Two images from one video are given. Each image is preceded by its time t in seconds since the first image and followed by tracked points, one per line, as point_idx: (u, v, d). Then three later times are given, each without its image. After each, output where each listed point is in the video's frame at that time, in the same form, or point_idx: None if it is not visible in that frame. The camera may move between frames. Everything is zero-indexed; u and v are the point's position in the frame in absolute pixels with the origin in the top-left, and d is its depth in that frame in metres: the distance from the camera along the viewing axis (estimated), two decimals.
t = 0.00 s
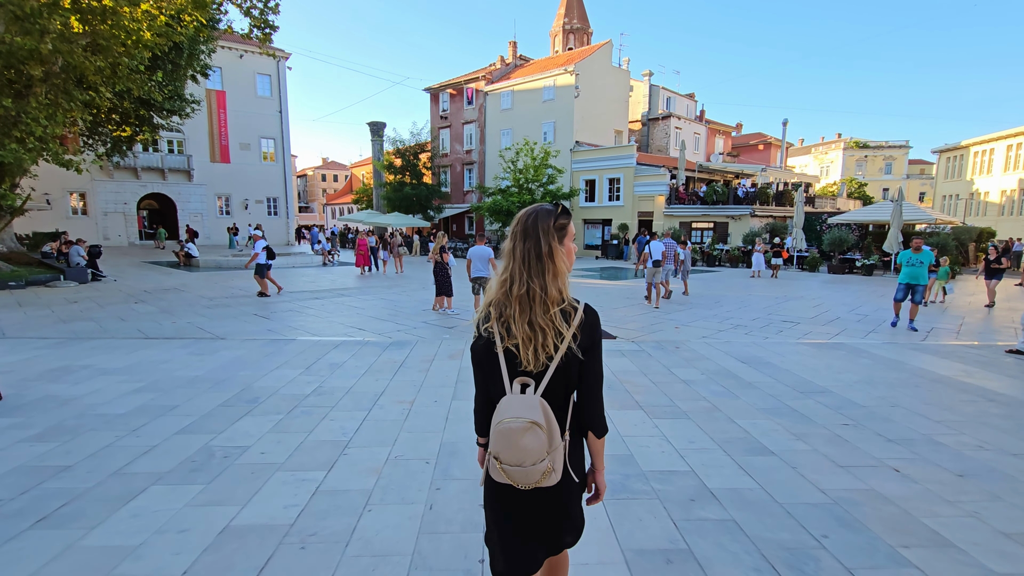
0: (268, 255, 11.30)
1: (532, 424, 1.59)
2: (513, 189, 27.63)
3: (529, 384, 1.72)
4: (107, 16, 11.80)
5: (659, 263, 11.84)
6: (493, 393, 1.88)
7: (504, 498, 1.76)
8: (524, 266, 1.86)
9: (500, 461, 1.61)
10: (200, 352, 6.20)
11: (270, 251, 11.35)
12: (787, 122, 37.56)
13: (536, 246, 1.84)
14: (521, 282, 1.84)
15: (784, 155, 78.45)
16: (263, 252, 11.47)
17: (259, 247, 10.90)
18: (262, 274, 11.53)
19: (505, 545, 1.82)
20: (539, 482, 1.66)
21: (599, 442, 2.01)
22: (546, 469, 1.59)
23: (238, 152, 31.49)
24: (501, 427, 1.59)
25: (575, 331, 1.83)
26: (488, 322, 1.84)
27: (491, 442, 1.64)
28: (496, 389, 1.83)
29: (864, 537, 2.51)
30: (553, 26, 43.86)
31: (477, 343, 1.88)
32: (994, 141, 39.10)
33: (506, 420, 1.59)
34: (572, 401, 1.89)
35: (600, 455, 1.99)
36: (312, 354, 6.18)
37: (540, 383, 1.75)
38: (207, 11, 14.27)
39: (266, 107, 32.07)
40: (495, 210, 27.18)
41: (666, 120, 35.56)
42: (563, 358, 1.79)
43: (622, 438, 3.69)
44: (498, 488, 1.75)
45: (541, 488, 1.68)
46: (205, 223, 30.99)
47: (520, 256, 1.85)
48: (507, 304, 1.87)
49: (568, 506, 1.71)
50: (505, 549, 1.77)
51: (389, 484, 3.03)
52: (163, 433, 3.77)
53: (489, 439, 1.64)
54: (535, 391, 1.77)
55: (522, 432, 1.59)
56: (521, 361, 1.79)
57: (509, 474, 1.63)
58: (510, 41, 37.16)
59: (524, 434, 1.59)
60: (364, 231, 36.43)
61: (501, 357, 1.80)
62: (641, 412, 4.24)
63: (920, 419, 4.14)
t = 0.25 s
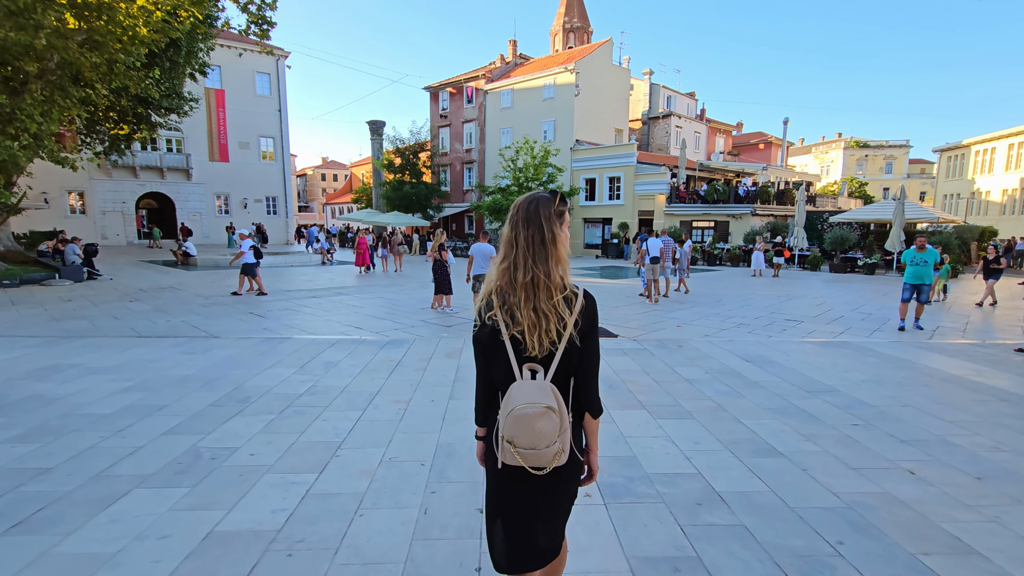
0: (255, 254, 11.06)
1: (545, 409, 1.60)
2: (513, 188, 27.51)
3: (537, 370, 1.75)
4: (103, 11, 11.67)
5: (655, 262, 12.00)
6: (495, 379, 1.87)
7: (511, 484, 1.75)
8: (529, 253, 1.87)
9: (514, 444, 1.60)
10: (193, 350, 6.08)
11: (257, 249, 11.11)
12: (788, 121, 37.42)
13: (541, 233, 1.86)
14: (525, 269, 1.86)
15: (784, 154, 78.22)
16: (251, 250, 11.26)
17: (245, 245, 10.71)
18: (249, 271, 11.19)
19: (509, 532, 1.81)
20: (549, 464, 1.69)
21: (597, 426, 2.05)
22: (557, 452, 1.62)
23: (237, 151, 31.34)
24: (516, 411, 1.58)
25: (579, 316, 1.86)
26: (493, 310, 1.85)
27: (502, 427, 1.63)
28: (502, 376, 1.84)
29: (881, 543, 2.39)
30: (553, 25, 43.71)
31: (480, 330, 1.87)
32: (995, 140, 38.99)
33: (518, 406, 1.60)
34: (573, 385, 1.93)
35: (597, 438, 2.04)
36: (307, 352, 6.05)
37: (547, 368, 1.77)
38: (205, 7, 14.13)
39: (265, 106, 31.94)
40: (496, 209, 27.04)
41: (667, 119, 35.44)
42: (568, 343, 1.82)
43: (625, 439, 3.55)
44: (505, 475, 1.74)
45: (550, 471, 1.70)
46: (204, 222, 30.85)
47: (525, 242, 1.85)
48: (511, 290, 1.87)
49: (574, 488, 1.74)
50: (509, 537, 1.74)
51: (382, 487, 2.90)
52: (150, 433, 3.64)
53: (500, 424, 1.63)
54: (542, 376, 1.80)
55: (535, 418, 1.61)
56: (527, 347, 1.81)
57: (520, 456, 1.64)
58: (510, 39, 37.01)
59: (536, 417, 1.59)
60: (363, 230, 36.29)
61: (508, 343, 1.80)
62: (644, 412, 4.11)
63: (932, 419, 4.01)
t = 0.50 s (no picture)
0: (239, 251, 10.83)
1: (549, 378, 1.67)
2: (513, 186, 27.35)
3: (539, 344, 1.83)
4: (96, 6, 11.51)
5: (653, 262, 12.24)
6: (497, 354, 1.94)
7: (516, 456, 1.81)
8: (532, 230, 1.95)
9: (521, 418, 1.67)
10: (184, 349, 5.93)
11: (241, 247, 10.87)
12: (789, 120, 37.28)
13: (544, 210, 1.94)
14: (526, 246, 1.93)
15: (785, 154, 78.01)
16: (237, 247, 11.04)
17: (228, 241, 10.51)
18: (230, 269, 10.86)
19: (509, 503, 1.87)
20: (554, 435, 1.75)
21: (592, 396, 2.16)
22: (560, 423, 1.68)
23: (236, 150, 31.16)
24: (520, 384, 1.65)
25: (577, 292, 1.97)
26: (494, 286, 1.91)
27: (507, 400, 1.69)
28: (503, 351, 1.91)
29: (903, 554, 2.24)
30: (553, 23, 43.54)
31: (483, 306, 1.92)
32: (997, 139, 38.85)
33: (524, 377, 1.66)
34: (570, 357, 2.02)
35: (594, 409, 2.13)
36: (301, 351, 5.91)
37: (549, 342, 1.86)
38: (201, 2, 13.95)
39: (264, 105, 31.78)
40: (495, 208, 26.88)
41: (667, 118, 35.29)
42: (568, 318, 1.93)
43: (629, 441, 3.40)
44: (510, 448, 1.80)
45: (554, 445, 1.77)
46: (203, 221, 30.68)
47: (529, 220, 1.94)
48: (513, 267, 1.94)
49: (576, 456, 1.82)
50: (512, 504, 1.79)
51: (372, 492, 2.75)
52: (133, 435, 3.49)
53: (506, 399, 1.69)
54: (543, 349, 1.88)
55: (540, 387, 1.67)
56: (529, 322, 1.89)
57: (528, 430, 1.70)
58: (511, 38, 36.83)
59: (544, 389, 1.66)
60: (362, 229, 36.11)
61: (511, 320, 1.87)
62: (649, 413, 3.96)
63: (946, 420, 3.87)
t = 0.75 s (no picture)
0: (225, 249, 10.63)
1: (550, 357, 1.71)
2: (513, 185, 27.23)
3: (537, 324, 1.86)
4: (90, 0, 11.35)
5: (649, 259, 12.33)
6: (496, 337, 1.96)
7: (515, 436, 1.85)
8: (529, 213, 1.99)
9: (521, 397, 1.71)
10: (176, 347, 5.79)
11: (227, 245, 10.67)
12: (790, 119, 37.15)
13: (538, 194, 1.99)
14: (524, 230, 1.97)
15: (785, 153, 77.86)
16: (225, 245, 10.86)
17: (213, 239, 10.34)
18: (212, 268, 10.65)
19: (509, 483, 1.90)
20: (554, 415, 1.78)
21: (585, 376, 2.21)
22: (561, 402, 1.72)
23: (235, 149, 30.99)
24: (521, 362, 1.69)
25: (572, 273, 2.02)
26: (492, 269, 1.93)
27: (508, 380, 1.73)
28: (502, 333, 1.93)
29: (929, 563, 2.10)
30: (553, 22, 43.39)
31: (481, 289, 1.94)
32: (998, 138, 38.68)
33: (524, 356, 1.70)
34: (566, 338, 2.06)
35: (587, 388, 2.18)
36: (296, 349, 5.77)
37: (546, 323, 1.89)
38: None
39: (263, 103, 31.61)
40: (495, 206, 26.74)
41: (667, 116, 35.16)
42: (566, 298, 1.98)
43: (634, 443, 3.24)
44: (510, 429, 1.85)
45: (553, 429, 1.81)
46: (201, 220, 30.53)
47: (525, 204, 1.98)
48: (511, 250, 1.98)
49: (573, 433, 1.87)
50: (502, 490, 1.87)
51: (365, 496, 2.61)
52: (117, 436, 3.35)
53: (506, 379, 1.73)
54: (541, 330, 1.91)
55: (541, 365, 1.71)
56: (527, 303, 1.92)
57: (530, 410, 1.74)
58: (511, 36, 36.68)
59: (545, 368, 1.70)
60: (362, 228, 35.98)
61: (509, 302, 1.90)
62: (654, 412, 3.82)
63: (962, 420, 3.73)
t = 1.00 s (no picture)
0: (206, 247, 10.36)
1: (531, 345, 1.62)
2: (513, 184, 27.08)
3: (519, 312, 1.79)
4: None
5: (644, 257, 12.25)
6: (479, 327, 1.91)
7: (498, 424, 1.78)
8: (513, 199, 1.90)
9: (502, 383, 1.64)
10: (167, 345, 5.64)
11: (209, 243, 10.40)
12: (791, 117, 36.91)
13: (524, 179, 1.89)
14: (508, 217, 1.89)
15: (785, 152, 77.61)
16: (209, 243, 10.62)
17: (193, 236, 10.11)
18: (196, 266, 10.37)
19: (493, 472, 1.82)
20: (535, 399, 1.69)
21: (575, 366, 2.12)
22: (542, 387, 1.64)
23: (233, 147, 30.80)
24: (501, 350, 1.62)
25: (558, 260, 1.92)
26: (475, 258, 1.88)
27: (489, 365, 1.66)
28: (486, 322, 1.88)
29: None
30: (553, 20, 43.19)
31: (465, 278, 1.90)
32: (1001, 136, 38.43)
33: (504, 344, 1.62)
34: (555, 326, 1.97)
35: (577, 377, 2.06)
36: (290, 347, 5.61)
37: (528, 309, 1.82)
38: None
39: (262, 102, 31.41)
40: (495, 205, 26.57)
41: (668, 115, 34.97)
42: (551, 288, 1.87)
43: (642, 446, 3.08)
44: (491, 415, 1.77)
45: (531, 412, 1.75)
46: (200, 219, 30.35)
47: (510, 189, 1.89)
48: (495, 238, 1.90)
49: (556, 421, 1.77)
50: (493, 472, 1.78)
51: (356, 503, 2.44)
52: (96, 437, 3.18)
53: (487, 365, 1.66)
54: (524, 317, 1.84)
55: (522, 354, 1.62)
56: (508, 292, 1.86)
57: (508, 395, 1.66)
58: (511, 34, 36.48)
59: (525, 355, 1.62)
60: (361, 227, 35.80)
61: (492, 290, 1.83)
62: (661, 413, 3.66)
63: (983, 420, 3.57)
